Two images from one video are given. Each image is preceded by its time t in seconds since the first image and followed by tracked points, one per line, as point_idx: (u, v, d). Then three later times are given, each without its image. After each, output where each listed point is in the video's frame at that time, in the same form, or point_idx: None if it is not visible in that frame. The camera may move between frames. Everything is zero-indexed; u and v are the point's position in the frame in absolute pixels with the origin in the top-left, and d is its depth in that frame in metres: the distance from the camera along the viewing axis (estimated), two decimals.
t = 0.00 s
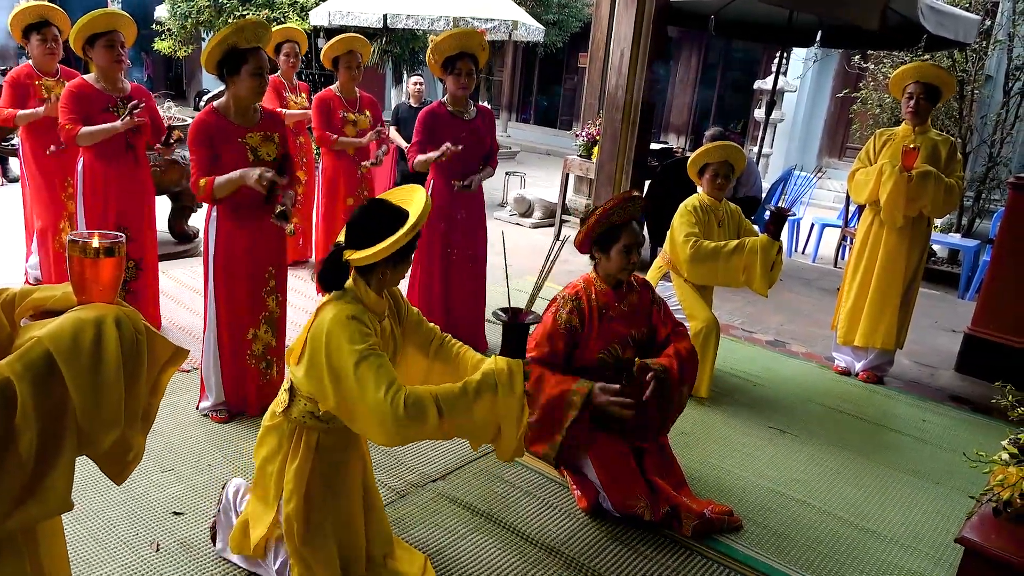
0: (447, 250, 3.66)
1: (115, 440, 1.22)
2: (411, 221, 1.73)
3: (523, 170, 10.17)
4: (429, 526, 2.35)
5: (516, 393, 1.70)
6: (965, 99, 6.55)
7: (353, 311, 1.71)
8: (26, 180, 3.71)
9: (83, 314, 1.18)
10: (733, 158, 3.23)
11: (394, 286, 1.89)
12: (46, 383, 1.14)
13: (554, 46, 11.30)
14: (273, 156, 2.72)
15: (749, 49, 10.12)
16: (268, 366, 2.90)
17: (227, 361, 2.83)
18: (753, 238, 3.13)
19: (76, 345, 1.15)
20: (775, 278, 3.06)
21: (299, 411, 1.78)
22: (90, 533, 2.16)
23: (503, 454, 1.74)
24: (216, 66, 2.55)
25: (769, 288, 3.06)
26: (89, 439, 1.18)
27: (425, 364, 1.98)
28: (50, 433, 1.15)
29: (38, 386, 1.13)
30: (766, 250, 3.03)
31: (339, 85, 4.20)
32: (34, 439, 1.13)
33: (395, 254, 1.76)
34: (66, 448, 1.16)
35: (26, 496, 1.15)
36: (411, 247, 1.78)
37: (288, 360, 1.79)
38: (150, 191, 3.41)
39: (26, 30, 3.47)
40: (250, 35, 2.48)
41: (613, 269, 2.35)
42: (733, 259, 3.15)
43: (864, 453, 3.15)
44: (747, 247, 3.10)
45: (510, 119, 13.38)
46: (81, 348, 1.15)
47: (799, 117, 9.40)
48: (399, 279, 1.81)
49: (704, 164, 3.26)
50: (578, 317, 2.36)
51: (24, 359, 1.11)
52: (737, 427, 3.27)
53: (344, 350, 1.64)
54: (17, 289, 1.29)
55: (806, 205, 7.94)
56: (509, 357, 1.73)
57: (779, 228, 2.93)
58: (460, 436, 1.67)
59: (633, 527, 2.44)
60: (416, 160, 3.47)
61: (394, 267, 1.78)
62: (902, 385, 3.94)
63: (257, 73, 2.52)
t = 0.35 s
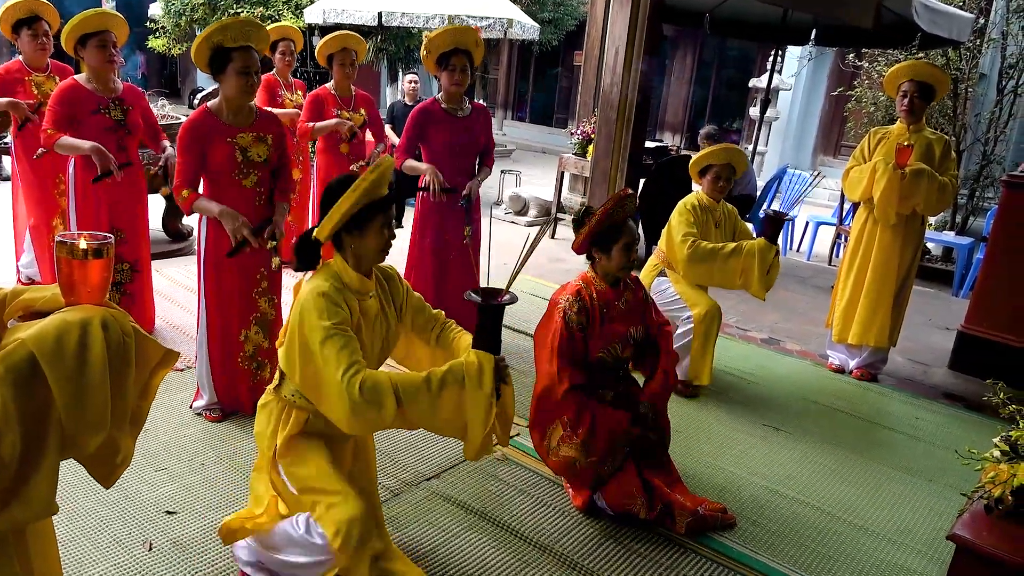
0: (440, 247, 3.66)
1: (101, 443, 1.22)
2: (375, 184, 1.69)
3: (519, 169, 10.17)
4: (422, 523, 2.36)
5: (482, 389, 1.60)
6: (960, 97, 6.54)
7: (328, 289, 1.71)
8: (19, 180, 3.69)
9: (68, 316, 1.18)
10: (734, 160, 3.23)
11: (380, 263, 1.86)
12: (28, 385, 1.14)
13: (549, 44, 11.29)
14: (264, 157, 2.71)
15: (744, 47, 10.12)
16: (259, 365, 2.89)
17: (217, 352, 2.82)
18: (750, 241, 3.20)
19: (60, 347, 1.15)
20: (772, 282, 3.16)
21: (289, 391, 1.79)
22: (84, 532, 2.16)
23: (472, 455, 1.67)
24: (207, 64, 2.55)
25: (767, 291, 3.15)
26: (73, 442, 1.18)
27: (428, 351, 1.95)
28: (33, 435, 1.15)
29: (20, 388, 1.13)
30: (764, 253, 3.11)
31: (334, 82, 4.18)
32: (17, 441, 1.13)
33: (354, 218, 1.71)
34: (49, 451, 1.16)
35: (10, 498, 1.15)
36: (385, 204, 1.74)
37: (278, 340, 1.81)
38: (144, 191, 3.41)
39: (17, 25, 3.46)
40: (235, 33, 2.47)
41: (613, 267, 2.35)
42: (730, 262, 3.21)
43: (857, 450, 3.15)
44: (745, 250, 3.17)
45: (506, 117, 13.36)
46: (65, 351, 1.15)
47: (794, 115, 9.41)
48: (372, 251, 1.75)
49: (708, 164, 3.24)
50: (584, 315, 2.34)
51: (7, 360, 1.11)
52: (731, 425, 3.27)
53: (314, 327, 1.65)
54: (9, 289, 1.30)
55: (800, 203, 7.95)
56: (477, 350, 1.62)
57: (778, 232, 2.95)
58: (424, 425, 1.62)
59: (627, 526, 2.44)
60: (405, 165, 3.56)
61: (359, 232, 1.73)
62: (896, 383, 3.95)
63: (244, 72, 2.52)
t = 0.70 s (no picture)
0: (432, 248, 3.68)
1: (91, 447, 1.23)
2: (311, 183, 1.68)
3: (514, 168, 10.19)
4: (416, 523, 2.36)
5: (444, 387, 1.59)
6: (952, 97, 6.57)
7: (273, 295, 1.71)
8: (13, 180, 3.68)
9: (59, 320, 1.18)
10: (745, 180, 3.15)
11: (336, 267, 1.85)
12: (17, 388, 1.15)
13: (544, 43, 11.30)
14: (261, 151, 2.71)
15: (739, 47, 10.14)
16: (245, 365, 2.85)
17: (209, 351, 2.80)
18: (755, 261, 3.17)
19: (50, 351, 1.15)
20: (774, 305, 3.14)
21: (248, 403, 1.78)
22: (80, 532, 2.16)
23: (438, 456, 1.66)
24: (203, 57, 2.56)
25: (769, 313, 3.17)
26: (63, 446, 1.19)
27: (402, 349, 1.92)
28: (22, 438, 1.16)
29: (10, 391, 1.14)
30: (768, 276, 3.09)
31: (331, 82, 4.14)
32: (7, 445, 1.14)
33: (294, 218, 1.71)
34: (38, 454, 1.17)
35: None
36: (336, 204, 1.73)
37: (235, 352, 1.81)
38: (134, 187, 3.41)
39: (11, 31, 3.47)
40: (225, 27, 2.47)
41: (610, 268, 2.36)
42: (733, 283, 3.20)
43: (849, 450, 3.17)
44: (749, 271, 3.15)
45: (501, 116, 13.38)
46: (55, 356, 1.16)
47: (788, 115, 9.43)
48: (316, 255, 1.73)
49: (716, 181, 3.18)
50: (579, 314, 2.36)
51: None
52: (724, 424, 3.29)
53: (259, 335, 1.66)
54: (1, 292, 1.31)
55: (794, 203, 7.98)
56: (440, 347, 1.60)
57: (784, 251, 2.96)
58: (383, 427, 1.61)
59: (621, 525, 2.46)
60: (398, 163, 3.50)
61: (300, 234, 1.72)
62: (888, 382, 3.97)
63: (235, 65, 2.53)
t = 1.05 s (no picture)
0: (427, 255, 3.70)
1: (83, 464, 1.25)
2: (302, 170, 1.67)
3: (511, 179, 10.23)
4: (412, 533, 2.37)
5: (418, 380, 1.57)
6: (946, 109, 6.61)
7: (254, 281, 1.72)
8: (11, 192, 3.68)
9: (55, 339, 1.21)
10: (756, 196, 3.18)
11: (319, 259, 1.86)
12: (12, 405, 1.17)
13: (541, 54, 11.36)
14: (259, 165, 2.73)
15: (735, 58, 10.19)
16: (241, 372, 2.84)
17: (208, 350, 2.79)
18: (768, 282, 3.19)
19: (46, 370, 1.17)
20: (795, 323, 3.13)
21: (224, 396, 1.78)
22: (77, 543, 2.16)
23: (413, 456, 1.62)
24: (202, 72, 2.59)
25: (791, 333, 3.15)
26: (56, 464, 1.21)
27: (384, 344, 1.94)
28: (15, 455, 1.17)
29: (4, 408, 1.15)
30: (787, 294, 3.10)
31: (330, 93, 4.17)
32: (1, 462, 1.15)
33: (283, 205, 1.71)
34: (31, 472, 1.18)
35: None
36: (326, 193, 1.73)
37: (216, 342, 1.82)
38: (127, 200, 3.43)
39: (8, 36, 3.47)
40: (223, 42, 2.51)
41: (607, 280, 2.38)
42: (750, 304, 3.18)
43: (844, 460, 3.19)
44: (765, 291, 3.15)
45: (498, 127, 13.45)
46: (51, 374, 1.18)
47: (784, 126, 9.48)
48: (302, 243, 1.73)
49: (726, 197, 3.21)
50: (578, 325, 2.37)
51: None
52: (719, 434, 3.31)
53: (235, 321, 1.66)
54: None
55: (790, 214, 8.02)
56: (423, 339, 1.59)
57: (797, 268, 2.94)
58: (355, 419, 1.61)
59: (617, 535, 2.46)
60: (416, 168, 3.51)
61: (287, 222, 1.72)
62: (883, 393, 3.99)
63: (234, 78, 2.55)
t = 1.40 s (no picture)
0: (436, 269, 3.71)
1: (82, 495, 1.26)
2: (285, 151, 1.68)
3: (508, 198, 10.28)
4: (412, 555, 2.38)
5: (415, 382, 1.56)
6: (939, 126, 6.68)
7: (272, 273, 1.68)
8: None
9: (55, 371, 1.23)
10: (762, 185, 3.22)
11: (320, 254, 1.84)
12: (11, 437, 1.18)
13: (537, 74, 11.46)
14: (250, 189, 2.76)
15: (729, 77, 10.29)
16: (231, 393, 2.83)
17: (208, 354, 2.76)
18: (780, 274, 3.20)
19: (45, 402, 1.19)
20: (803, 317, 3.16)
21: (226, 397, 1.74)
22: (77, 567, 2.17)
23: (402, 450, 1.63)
24: (195, 97, 2.64)
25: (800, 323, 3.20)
26: (55, 495, 1.22)
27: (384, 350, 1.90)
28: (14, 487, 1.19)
29: (3, 441, 1.17)
30: (797, 288, 3.12)
31: (335, 117, 4.21)
32: None
33: (273, 191, 1.70)
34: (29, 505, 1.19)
35: None
36: (312, 176, 1.72)
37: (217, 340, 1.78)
38: (128, 224, 3.46)
39: None
40: (215, 65, 2.57)
41: (602, 301, 2.41)
42: (760, 299, 3.20)
43: (842, 478, 3.20)
44: (776, 284, 3.17)
45: (495, 146, 13.53)
46: (50, 406, 1.20)
47: (778, 143, 9.56)
48: (295, 228, 1.72)
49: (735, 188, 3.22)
50: (578, 343, 2.40)
51: None
52: (717, 453, 3.32)
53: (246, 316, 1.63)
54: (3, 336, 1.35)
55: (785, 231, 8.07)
56: (420, 338, 1.57)
57: (808, 261, 2.97)
58: (355, 418, 1.59)
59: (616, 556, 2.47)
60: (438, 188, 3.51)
61: (279, 209, 1.72)
62: (880, 410, 4.01)
63: (226, 100, 2.60)
